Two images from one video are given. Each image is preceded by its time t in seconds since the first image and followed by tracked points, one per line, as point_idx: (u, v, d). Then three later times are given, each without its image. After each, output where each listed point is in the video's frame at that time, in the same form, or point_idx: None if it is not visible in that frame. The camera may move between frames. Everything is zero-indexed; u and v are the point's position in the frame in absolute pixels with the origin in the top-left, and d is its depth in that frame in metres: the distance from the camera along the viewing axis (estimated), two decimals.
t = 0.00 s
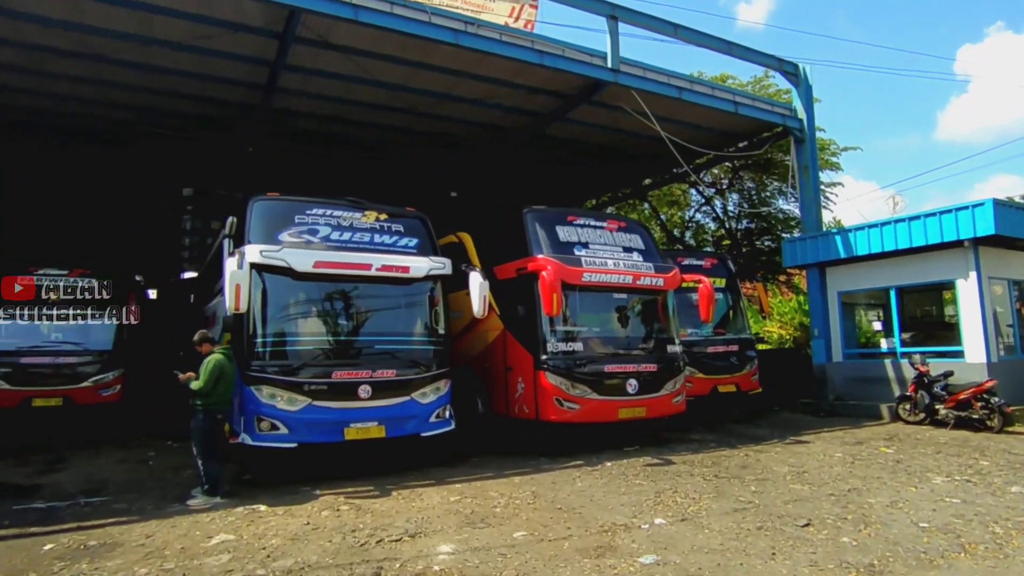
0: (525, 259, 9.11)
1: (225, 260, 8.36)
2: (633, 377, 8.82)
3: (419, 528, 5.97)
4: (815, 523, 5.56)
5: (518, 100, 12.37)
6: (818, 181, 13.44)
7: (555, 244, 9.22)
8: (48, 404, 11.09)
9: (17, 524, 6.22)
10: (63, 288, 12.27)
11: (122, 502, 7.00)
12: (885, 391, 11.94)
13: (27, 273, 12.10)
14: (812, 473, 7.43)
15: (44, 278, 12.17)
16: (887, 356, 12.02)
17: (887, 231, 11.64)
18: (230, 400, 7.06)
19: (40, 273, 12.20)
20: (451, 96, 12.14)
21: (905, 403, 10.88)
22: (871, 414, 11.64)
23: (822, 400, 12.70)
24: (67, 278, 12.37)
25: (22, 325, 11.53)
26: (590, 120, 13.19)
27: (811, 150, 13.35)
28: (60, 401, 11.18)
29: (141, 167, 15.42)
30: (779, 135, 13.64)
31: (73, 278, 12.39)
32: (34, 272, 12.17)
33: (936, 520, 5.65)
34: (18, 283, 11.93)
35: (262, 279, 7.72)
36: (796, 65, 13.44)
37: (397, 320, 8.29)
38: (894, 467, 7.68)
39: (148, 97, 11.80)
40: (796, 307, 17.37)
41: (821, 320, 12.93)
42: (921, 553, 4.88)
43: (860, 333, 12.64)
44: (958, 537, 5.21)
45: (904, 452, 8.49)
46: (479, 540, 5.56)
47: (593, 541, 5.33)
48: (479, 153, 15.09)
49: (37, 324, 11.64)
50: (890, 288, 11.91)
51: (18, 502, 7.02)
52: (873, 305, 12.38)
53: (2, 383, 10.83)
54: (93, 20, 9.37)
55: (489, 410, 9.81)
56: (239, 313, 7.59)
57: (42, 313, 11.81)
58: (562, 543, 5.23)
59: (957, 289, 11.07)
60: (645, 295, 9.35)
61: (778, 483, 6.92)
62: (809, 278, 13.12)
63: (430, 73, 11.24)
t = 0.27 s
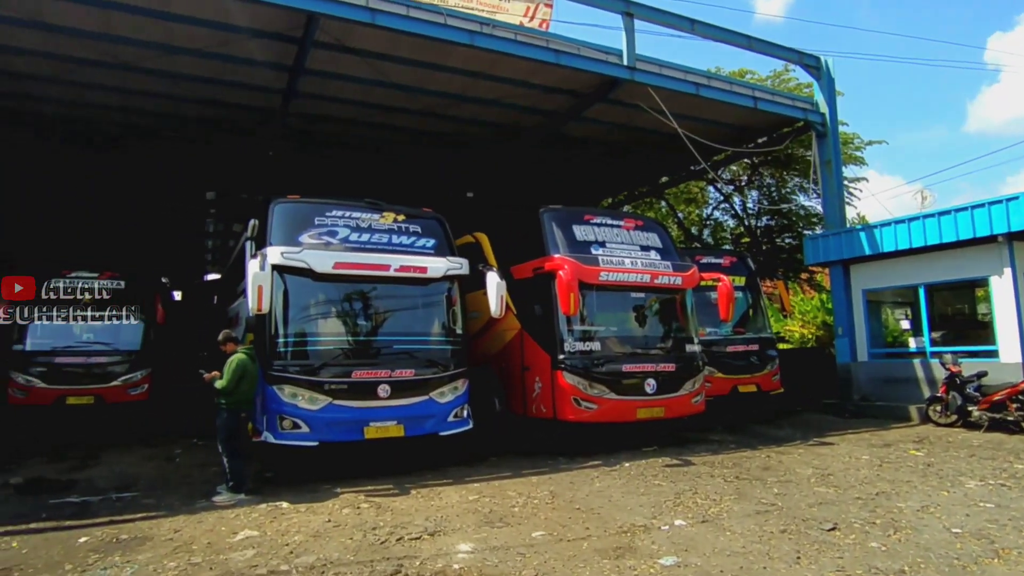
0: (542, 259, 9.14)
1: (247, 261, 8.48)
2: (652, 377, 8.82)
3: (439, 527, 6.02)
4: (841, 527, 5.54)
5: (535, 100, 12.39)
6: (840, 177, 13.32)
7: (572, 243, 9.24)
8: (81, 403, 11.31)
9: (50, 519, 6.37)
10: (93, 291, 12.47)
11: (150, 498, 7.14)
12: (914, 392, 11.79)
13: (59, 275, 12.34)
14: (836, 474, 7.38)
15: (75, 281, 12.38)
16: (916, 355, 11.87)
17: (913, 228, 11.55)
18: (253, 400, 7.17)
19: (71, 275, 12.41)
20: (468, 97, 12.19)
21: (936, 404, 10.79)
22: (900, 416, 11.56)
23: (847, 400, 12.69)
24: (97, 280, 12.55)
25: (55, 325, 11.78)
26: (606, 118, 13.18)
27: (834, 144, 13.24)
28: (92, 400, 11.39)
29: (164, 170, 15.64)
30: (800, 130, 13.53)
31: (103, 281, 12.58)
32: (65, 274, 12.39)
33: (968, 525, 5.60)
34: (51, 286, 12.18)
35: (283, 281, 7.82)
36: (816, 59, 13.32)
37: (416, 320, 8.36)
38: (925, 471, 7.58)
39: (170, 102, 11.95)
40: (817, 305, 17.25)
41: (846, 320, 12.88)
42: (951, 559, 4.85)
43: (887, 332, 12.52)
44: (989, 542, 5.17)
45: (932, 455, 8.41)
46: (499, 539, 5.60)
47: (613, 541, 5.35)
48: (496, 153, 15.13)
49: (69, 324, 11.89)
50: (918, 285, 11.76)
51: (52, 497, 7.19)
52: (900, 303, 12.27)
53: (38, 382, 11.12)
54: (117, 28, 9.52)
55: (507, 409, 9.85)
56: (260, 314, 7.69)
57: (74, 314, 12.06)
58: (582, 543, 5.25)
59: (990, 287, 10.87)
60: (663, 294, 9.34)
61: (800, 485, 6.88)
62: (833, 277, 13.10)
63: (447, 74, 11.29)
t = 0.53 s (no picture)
0: (588, 259, 9.10)
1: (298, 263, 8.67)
2: (700, 378, 8.68)
3: (486, 526, 6.05)
4: (901, 535, 5.37)
5: (579, 100, 12.34)
6: (897, 172, 12.91)
7: (618, 243, 9.17)
8: (140, 400, 11.78)
9: (114, 511, 6.62)
10: (153, 291, 12.86)
11: (206, 492, 7.36)
12: (977, 396, 11.33)
13: (120, 276, 12.76)
14: (895, 481, 7.15)
15: (135, 282, 12.78)
16: (978, 357, 11.45)
17: (975, 225, 11.13)
18: (304, 398, 7.32)
19: (131, 276, 12.82)
20: (513, 99, 12.21)
21: (1000, 409, 10.30)
22: (961, 420, 11.08)
23: (906, 404, 12.27)
24: (156, 281, 12.93)
25: (117, 325, 12.23)
26: (652, 117, 13.05)
27: (889, 140, 12.83)
28: (151, 397, 11.84)
29: (218, 175, 16.09)
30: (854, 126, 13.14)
31: (162, 282, 12.96)
32: (126, 274, 12.80)
33: None
34: (113, 287, 12.63)
35: (333, 281, 7.97)
36: (872, 52, 12.94)
37: (462, 320, 8.42)
38: (988, 477, 7.30)
39: (225, 109, 12.29)
40: (873, 306, 16.75)
41: (903, 321, 12.48)
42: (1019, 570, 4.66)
43: (949, 333, 12.07)
44: None
45: (1000, 462, 8.07)
46: (545, 540, 5.59)
47: (660, 545, 5.29)
48: (541, 154, 15.13)
49: (130, 324, 12.32)
50: (980, 284, 11.31)
51: (115, 490, 7.48)
52: (961, 304, 11.78)
53: (101, 379, 11.61)
54: (175, 38, 9.85)
55: (553, 410, 9.83)
56: (311, 314, 7.86)
57: (136, 314, 12.48)
58: (630, 545, 5.21)
59: None
60: (711, 294, 9.20)
61: (857, 491, 6.69)
62: (889, 275, 12.70)
63: (492, 76, 11.33)
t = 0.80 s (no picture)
0: (616, 258, 9.07)
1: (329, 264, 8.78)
2: (731, 378, 8.60)
3: (516, 526, 6.07)
4: (944, 542, 5.27)
5: (606, 98, 12.29)
6: (938, 165, 12.61)
7: (646, 241, 9.12)
8: (178, 399, 12.05)
9: (155, 506, 6.78)
10: (190, 293, 13.02)
11: (242, 488, 7.51)
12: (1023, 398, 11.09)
13: (158, 279, 12.91)
14: (938, 486, 7.00)
15: (172, 285, 12.92)
16: None
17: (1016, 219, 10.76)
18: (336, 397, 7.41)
19: (169, 279, 12.97)
20: (539, 99, 12.21)
21: None
22: (1005, 423, 10.77)
23: (950, 406, 11.96)
24: (192, 284, 13.08)
25: (156, 325, 12.44)
26: (679, 114, 12.95)
27: (930, 132, 12.59)
28: (188, 396, 12.10)
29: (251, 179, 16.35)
30: (892, 117, 12.89)
31: (197, 284, 13.11)
32: (163, 277, 12.94)
33: None
34: (151, 289, 12.78)
35: (362, 282, 8.05)
36: (911, 41, 12.67)
37: (490, 320, 8.45)
38: None
39: (256, 114, 12.46)
40: (912, 304, 16.40)
41: (946, 318, 12.18)
42: None
43: (994, 333, 11.87)
44: None
45: None
46: (575, 540, 5.59)
47: (692, 547, 5.26)
48: (568, 153, 15.11)
49: (167, 324, 12.51)
50: None
51: (156, 485, 7.66)
52: (1008, 302, 11.71)
53: (141, 379, 11.93)
54: (208, 46, 10.03)
55: (582, 409, 9.82)
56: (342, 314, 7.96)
57: (173, 316, 12.63)
58: (661, 547, 5.18)
59: None
60: (742, 293, 9.10)
61: (897, 496, 6.57)
62: (929, 271, 12.45)
63: (519, 76, 11.34)
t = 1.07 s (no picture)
0: (646, 256, 8.99)
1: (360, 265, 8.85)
2: (766, 377, 8.46)
3: (549, 526, 6.05)
4: (995, 547, 5.11)
5: (635, 95, 12.18)
6: (984, 155, 12.24)
7: (677, 239, 9.02)
8: (217, 399, 12.27)
9: (196, 503, 6.91)
10: (226, 296, 13.24)
11: (279, 487, 7.61)
12: None
13: (197, 282, 13.19)
14: (987, 488, 6.79)
15: (210, 287, 13.19)
16: None
17: None
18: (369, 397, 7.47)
19: (206, 282, 13.23)
20: (567, 97, 12.15)
21: None
22: None
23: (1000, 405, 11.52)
24: (228, 287, 13.32)
25: (194, 327, 12.70)
26: (709, 109, 12.78)
27: (975, 120, 12.21)
28: (226, 396, 12.30)
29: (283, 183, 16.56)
30: (935, 105, 12.57)
31: (234, 287, 13.35)
32: (201, 281, 13.22)
33: None
34: (190, 292, 13.06)
35: (393, 283, 8.09)
36: (953, 27, 12.33)
37: (520, 320, 8.44)
38: None
39: (288, 120, 12.61)
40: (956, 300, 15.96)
41: (995, 314, 11.85)
42: None
43: None
44: None
45: None
46: (609, 541, 5.54)
47: (729, 549, 5.18)
48: (597, 151, 15.02)
49: (205, 326, 12.76)
50: None
51: (196, 483, 7.80)
52: None
53: (182, 379, 12.17)
54: (240, 54, 10.17)
55: (614, 409, 9.75)
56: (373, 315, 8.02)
57: (210, 318, 12.86)
58: (697, 549, 5.11)
59: None
60: (776, 290, 8.95)
61: (945, 499, 6.39)
62: (975, 264, 12.11)
63: (547, 75, 11.29)
